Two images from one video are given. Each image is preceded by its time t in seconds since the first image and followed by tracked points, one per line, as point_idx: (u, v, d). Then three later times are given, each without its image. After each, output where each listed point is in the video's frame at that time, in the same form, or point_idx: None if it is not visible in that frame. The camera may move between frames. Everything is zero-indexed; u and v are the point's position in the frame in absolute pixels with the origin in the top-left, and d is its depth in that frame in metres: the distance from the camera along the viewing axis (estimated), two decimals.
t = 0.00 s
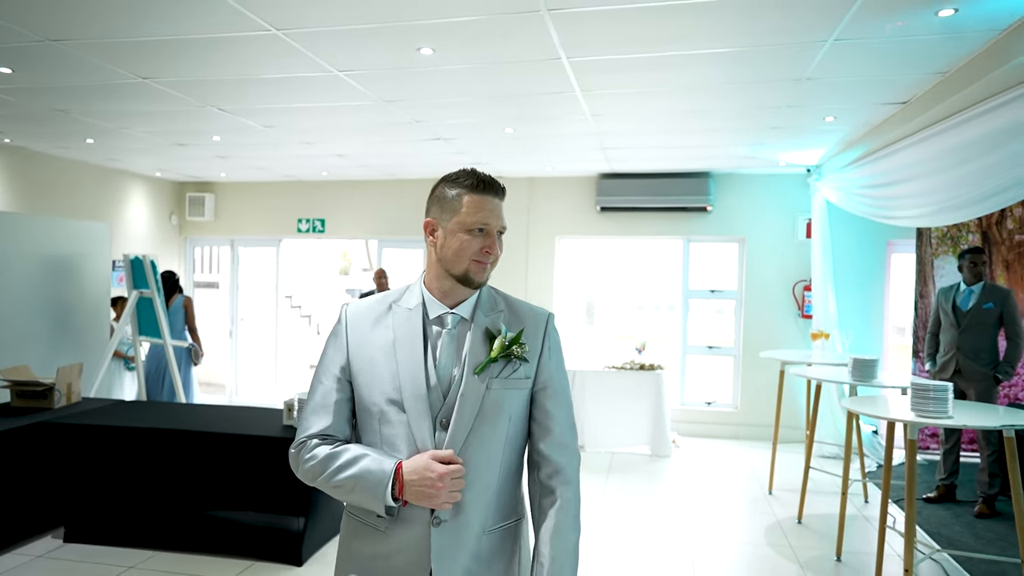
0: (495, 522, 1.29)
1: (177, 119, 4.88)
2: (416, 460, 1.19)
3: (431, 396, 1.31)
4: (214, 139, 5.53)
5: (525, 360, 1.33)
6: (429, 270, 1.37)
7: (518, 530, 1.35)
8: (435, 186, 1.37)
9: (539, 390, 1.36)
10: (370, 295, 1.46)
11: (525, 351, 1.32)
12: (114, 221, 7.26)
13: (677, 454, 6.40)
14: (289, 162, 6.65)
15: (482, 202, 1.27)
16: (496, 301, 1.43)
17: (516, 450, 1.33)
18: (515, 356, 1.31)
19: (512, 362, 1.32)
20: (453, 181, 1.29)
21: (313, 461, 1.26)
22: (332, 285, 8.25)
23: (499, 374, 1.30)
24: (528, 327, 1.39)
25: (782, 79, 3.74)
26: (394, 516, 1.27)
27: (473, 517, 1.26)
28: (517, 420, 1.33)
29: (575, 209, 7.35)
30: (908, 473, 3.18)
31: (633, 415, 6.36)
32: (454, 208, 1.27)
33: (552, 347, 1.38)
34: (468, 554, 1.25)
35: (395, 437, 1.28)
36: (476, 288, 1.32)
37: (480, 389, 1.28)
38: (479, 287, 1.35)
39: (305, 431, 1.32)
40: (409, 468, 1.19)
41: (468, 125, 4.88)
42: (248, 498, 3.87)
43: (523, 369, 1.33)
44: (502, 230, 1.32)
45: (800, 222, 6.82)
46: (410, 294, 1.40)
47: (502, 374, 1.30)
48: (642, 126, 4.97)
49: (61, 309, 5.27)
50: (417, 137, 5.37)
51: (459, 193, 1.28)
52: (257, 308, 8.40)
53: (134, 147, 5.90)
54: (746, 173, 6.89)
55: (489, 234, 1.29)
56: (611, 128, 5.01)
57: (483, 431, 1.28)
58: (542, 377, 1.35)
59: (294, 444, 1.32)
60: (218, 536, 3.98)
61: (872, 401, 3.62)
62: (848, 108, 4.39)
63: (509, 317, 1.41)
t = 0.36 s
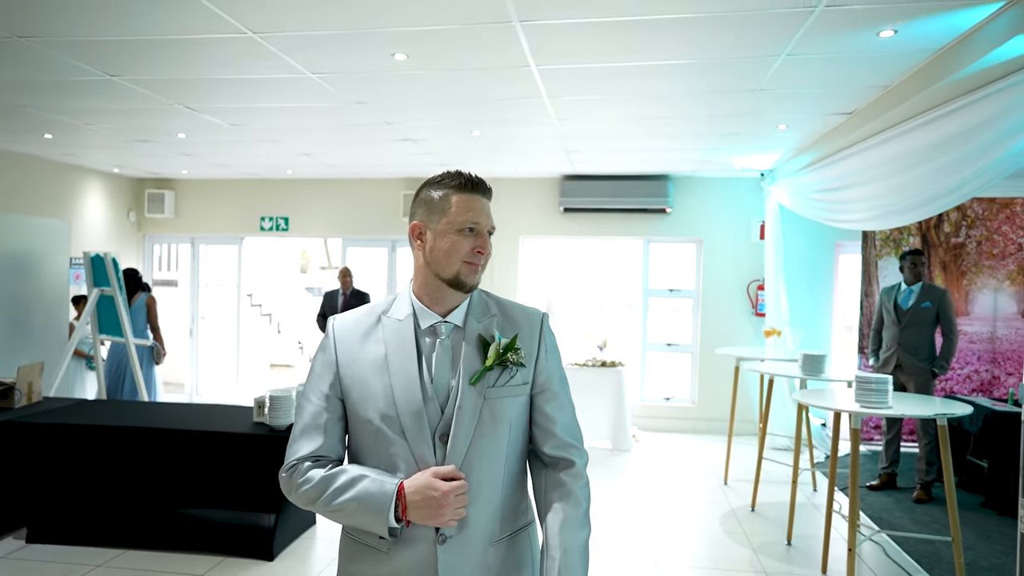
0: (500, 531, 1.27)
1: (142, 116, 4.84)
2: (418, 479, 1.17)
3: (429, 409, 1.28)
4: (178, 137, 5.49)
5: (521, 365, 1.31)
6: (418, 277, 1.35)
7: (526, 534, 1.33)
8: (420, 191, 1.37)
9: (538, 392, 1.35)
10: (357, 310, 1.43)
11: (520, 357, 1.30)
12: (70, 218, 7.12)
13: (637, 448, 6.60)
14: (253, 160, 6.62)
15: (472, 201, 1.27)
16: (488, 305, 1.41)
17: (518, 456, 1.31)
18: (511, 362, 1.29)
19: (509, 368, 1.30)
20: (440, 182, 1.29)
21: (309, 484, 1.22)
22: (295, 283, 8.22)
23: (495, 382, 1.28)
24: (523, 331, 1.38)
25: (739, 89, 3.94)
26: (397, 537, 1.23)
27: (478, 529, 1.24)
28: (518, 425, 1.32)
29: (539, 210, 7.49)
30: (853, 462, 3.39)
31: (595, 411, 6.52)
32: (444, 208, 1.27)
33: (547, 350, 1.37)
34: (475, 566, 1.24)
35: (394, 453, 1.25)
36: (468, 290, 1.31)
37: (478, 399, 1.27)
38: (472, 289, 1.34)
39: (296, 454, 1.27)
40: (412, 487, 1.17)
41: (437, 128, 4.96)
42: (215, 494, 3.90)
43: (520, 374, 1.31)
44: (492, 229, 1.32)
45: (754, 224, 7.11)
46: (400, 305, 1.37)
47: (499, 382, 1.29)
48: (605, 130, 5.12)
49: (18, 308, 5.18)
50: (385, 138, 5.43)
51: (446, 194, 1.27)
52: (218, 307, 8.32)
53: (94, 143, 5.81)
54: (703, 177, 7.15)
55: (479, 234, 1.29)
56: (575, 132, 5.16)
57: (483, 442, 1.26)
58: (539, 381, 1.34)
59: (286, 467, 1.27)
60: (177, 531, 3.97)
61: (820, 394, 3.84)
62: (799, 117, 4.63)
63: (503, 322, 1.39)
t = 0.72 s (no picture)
0: (511, 541, 1.25)
1: (96, 112, 4.75)
2: (429, 499, 1.12)
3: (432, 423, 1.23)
4: (133, 133, 5.39)
5: (522, 369, 1.29)
6: (403, 284, 1.29)
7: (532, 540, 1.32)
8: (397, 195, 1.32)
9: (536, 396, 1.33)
10: (338, 322, 1.35)
11: (520, 360, 1.28)
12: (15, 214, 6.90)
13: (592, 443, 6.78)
14: (209, 158, 6.54)
15: (458, 199, 1.24)
16: (477, 309, 1.38)
17: (522, 462, 1.29)
18: (513, 367, 1.26)
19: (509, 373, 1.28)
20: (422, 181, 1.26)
21: (307, 519, 1.16)
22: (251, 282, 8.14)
23: (498, 389, 1.26)
24: (518, 334, 1.36)
25: (692, 97, 4.13)
26: (408, 564, 1.17)
27: (492, 542, 1.21)
28: (520, 431, 1.30)
29: (497, 210, 7.60)
30: (797, 452, 3.59)
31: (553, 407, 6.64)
32: (430, 207, 1.23)
33: (542, 351, 1.36)
34: None
35: (398, 472, 1.20)
36: (459, 292, 1.26)
37: (482, 409, 1.24)
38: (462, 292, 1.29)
39: (289, 486, 1.21)
40: (423, 509, 1.12)
41: (399, 128, 5.02)
42: (170, 493, 3.83)
43: (521, 378, 1.29)
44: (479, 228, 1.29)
45: (704, 226, 7.38)
46: (388, 314, 1.31)
47: (501, 388, 1.26)
48: (564, 134, 5.26)
49: None
50: (346, 138, 5.45)
51: (431, 192, 1.23)
52: (170, 305, 8.18)
53: (42, 137, 5.65)
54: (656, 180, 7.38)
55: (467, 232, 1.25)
56: (535, 135, 5.28)
57: (491, 452, 1.23)
58: (538, 384, 1.32)
59: (278, 501, 1.20)
60: (129, 534, 3.88)
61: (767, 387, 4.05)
62: (746, 125, 4.85)
63: (495, 325, 1.37)
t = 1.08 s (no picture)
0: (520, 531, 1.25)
1: (41, 105, 4.62)
2: (458, 493, 1.10)
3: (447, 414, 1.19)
4: (79, 127, 5.26)
5: (530, 358, 1.29)
6: (407, 271, 1.25)
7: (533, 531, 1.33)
8: (393, 177, 1.27)
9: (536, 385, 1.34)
10: (335, 313, 1.26)
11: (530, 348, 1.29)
12: None
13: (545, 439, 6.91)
14: (158, 154, 6.41)
15: (463, 179, 1.20)
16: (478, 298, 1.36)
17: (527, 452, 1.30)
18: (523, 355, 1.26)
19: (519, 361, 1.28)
20: (424, 161, 1.21)
21: (320, 525, 1.08)
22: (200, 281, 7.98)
23: (511, 377, 1.25)
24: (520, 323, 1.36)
25: (644, 104, 4.30)
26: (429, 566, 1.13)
27: (507, 533, 1.21)
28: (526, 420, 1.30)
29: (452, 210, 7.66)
30: (741, 442, 3.79)
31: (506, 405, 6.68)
32: (434, 189, 1.19)
33: (541, 341, 1.38)
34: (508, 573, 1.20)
35: (415, 468, 1.15)
36: (469, 276, 1.23)
37: (497, 398, 1.23)
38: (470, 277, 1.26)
39: (296, 490, 1.11)
40: (453, 505, 1.10)
41: (356, 128, 5.04)
42: (124, 495, 3.80)
43: (528, 367, 1.30)
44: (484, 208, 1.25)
45: (653, 227, 7.62)
46: (392, 302, 1.25)
47: (513, 376, 1.26)
48: (519, 136, 5.37)
49: None
50: (301, 136, 5.44)
51: (435, 172, 1.19)
52: (114, 305, 7.97)
53: None
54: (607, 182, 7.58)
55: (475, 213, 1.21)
56: (491, 137, 5.38)
57: (506, 441, 1.22)
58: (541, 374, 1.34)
59: (282, 509, 1.10)
60: (80, 536, 3.81)
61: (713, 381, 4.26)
62: (693, 130, 5.06)
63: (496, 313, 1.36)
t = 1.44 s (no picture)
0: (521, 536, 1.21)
1: None
2: (490, 490, 1.04)
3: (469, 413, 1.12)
4: (6, 120, 5.05)
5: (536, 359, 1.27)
6: (420, 264, 1.15)
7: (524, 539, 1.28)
8: (409, 164, 1.18)
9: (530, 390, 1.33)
10: (348, 300, 1.11)
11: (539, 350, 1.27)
12: None
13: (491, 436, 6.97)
14: (89, 148, 6.20)
15: (486, 173, 1.13)
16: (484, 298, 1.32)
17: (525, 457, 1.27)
18: (535, 357, 1.24)
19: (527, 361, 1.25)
20: (443, 153, 1.13)
21: (350, 532, 0.95)
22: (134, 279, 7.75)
23: (522, 376, 1.22)
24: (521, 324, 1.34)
25: (586, 109, 4.45)
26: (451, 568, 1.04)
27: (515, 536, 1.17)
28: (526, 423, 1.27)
29: (396, 209, 7.68)
30: (677, 433, 3.97)
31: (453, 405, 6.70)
32: (457, 181, 1.11)
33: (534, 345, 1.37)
34: None
35: (444, 471, 1.04)
36: (488, 274, 1.16)
37: (512, 396, 1.19)
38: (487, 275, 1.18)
39: (318, 497, 0.96)
40: (485, 503, 1.02)
41: (301, 127, 5.03)
42: (60, 499, 3.70)
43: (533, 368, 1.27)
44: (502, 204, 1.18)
45: (593, 228, 7.83)
46: (409, 293, 1.13)
47: (523, 376, 1.22)
48: (465, 138, 5.45)
49: None
50: (244, 134, 5.37)
51: (457, 164, 1.11)
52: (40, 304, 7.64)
53: None
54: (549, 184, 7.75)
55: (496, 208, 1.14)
56: (436, 138, 5.44)
57: (517, 442, 1.18)
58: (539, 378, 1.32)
59: (303, 515, 0.95)
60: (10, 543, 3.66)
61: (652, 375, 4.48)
62: (633, 135, 5.26)
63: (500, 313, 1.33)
